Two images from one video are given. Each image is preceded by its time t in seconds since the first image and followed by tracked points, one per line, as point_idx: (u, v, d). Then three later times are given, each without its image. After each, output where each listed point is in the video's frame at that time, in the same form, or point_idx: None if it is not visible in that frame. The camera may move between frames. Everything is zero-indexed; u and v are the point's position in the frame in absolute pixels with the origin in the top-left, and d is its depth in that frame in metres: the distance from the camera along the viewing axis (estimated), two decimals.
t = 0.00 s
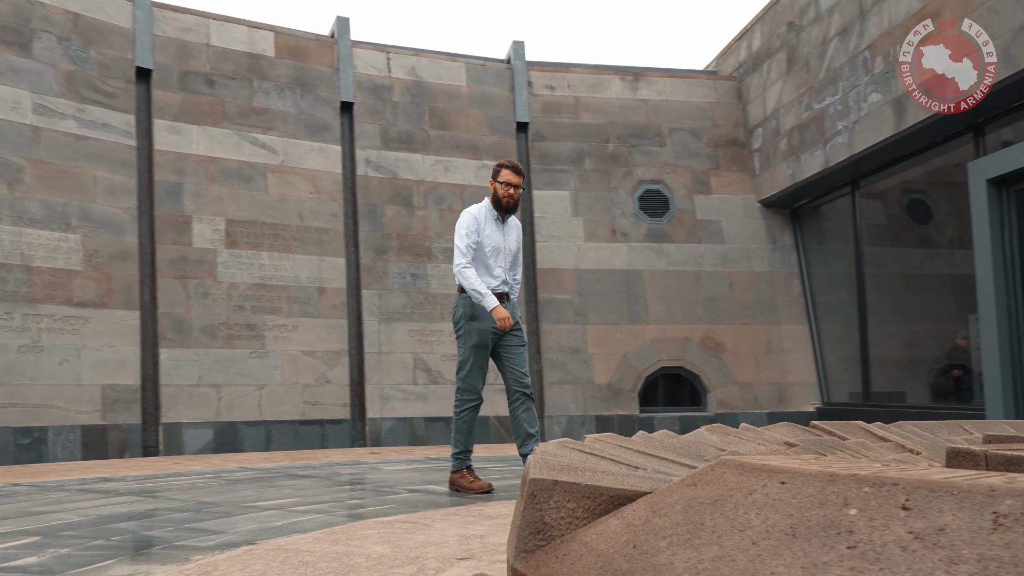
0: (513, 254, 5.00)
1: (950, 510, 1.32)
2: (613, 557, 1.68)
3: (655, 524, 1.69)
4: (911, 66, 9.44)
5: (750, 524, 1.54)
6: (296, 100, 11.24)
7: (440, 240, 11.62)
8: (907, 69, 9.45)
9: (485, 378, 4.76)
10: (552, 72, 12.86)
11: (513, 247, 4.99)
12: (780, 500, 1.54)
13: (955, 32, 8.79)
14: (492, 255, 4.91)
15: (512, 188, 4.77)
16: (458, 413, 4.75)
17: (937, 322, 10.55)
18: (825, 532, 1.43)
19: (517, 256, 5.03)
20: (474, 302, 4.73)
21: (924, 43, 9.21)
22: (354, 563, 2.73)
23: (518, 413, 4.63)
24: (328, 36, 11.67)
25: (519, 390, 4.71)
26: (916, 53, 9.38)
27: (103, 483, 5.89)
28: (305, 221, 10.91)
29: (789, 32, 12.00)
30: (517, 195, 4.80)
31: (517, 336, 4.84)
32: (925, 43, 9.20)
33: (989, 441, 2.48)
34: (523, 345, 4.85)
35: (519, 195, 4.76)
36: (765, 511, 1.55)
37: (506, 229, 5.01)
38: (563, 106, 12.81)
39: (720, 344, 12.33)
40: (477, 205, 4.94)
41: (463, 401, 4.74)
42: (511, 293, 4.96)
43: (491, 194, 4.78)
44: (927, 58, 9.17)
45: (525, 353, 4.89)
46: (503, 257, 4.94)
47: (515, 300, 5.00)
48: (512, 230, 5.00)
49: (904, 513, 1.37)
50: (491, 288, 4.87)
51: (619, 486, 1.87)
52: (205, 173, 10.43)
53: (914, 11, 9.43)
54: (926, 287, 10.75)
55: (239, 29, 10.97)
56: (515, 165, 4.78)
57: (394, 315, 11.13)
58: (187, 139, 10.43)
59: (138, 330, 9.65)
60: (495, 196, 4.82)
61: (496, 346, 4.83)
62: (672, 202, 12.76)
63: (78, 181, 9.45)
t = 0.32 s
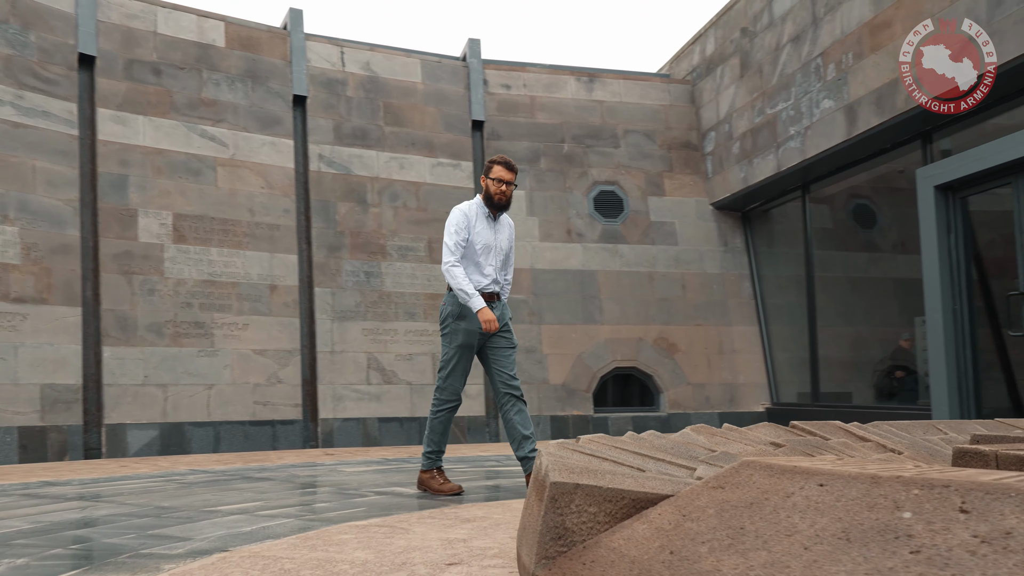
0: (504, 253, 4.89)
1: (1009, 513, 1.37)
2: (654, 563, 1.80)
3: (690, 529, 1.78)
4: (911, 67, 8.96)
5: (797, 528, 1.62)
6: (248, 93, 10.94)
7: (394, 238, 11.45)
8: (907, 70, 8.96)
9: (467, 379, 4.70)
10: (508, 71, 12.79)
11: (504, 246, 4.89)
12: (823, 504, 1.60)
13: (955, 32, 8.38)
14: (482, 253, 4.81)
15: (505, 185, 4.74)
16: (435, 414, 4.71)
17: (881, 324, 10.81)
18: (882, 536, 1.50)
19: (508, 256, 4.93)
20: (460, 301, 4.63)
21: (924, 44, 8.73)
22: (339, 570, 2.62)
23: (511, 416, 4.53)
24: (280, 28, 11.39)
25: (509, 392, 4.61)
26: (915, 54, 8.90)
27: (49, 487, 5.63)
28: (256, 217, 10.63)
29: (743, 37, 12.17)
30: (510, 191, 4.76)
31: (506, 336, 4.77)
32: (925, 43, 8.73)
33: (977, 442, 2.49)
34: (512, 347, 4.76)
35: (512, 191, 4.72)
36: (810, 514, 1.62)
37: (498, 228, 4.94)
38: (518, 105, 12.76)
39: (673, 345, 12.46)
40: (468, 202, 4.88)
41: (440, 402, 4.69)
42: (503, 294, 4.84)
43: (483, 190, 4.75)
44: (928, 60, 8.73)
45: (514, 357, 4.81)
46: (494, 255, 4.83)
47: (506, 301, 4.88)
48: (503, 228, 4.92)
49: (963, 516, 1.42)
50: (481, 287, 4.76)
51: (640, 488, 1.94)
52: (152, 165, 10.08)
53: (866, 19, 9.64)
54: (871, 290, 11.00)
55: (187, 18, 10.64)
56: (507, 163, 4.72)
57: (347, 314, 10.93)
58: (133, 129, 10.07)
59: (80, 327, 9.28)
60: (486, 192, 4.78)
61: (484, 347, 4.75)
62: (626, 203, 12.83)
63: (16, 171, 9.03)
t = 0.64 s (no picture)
0: (506, 250, 4.79)
1: None
2: (695, 572, 1.69)
3: (731, 535, 1.68)
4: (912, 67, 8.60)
5: (850, 533, 1.51)
6: (201, 84, 10.63)
7: (352, 236, 11.25)
8: (907, 70, 8.60)
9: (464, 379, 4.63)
10: (467, 69, 12.68)
11: (506, 243, 4.78)
12: (875, 508, 1.50)
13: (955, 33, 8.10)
14: (484, 248, 4.70)
15: (510, 179, 4.71)
16: (426, 412, 4.61)
17: (833, 326, 11.04)
18: (945, 541, 1.41)
19: (510, 252, 4.83)
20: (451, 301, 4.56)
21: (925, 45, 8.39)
22: None
23: (506, 417, 4.59)
24: (236, 19, 11.10)
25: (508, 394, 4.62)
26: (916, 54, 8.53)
27: None
28: (209, 212, 10.33)
29: (702, 41, 12.29)
30: (513, 186, 4.74)
31: (508, 336, 4.73)
32: (926, 43, 8.39)
33: (972, 443, 2.47)
34: (514, 346, 4.74)
35: (516, 186, 4.69)
36: (862, 519, 1.52)
37: (501, 224, 4.85)
38: (478, 103, 12.66)
39: (631, 346, 12.51)
40: (471, 197, 4.80)
41: (434, 401, 4.59)
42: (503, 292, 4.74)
43: (488, 186, 4.73)
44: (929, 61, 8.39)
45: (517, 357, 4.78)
46: (495, 251, 4.72)
47: (507, 300, 4.79)
48: (506, 225, 4.83)
49: None
50: (480, 284, 4.65)
51: (668, 492, 1.85)
52: (100, 157, 9.73)
53: (824, 26, 9.81)
54: (822, 292, 11.22)
55: (138, 6, 10.29)
56: (512, 157, 4.72)
57: (303, 312, 10.71)
58: (80, 119, 9.70)
59: (23, 325, 8.91)
60: (491, 188, 4.74)
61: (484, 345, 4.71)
62: (585, 203, 12.84)
63: None
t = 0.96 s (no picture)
0: (511, 244, 4.76)
1: None
2: None
3: (785, 541, 1.64)
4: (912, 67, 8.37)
5: (917, 539, 1.49)
6: (161, 76, 10.33)
7: (316, 233, 11.05)
8: (907, 71, 8.36)
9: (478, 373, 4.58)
10: (433, 66, 12.55)
11: (511, 237, 4.77)
12: (940, 513, 1.48)
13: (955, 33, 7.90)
14: (489, 241, 4.65)
15: (519, 171, 4.65)
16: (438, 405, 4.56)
17: (794, 327, 11.18)
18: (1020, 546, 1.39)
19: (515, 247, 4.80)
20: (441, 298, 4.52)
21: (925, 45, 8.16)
22: None
23: (496, 418, 4.59)
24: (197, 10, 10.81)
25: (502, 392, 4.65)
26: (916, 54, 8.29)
27: None
28: (169, 208, 10.04)
29: (668, 44, 12.36)
30: (521, 178, 4.68)
31: (508, 335, 4.72)
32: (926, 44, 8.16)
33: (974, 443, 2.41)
34: (512, 345, 4.73)
35: (526, 178, 4.64)
36: (927, 524, 1.49)
37: (508, 217, 4.81)
38: (444, 101, 12.53)
39: (597, 346, 12.51)
40: (477, 189, 4.75)
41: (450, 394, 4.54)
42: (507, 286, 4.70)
43: (496, 178, 4.67)
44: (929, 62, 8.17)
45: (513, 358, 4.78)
46: (500, 245, 4.69)
47: (508, 296, 4.75)
48: (513, 218, 4.80)
49: None
50: (484, 278, 4.60)
51: (707, 496, 1.81)
52: (55, 148, 9.39)
53: (791, 31, 9.93)
54: (785, 294, 11.36)
55: None
56: (520, 149, 4.66)
57: (266, 311, 10.48)
58: (33, 109, 9.34)
59: None
60: (499, 180, 4.68)
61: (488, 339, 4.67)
62: (551, 203, 12.80)
63: None
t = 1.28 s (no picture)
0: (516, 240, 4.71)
1: None
2: None
3: (845, 549, 1.60)
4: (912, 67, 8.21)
5: (992, 547, 1.45)
6: (123, 67, 10.04)
7: (283, 231, 10.84)
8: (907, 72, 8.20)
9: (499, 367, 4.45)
10: (403, 63, 12.40)
11: (516, 232, 4.71)
12: (1010, 520, 1.44)
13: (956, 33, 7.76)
14: (494, 236, 4.60)
15: (525, 167, 4.62)
16: (462, 407, 4.41)
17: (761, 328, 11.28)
18: None
19: (520, 243, 4.75)
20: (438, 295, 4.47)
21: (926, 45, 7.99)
22: None
23: (491, 421, 4.52)
24: None
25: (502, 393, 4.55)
26: (916, 53, 8.14)
27: None
28: (131, 202, 9.75)
29: (639, 45, 12.38)
30: (529, 173, 4.67)
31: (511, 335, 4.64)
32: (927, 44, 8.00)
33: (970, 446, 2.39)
34: (513, 346, 4.66)
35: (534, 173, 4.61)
36: (998, 532, 1.45)
37: (513, 213, 4.77)
38: (414, 98, 12.38)
39: (567, 346, 12.48)
40: (481, 183, 4.70)
41: (474, 393, 4.39)
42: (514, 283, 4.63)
43: (504, 174, 4.64)
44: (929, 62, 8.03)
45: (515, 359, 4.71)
46: (506, 241, 4.64)
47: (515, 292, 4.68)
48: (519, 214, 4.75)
49: None
50: (491, 274, 4.53)
51: (753, 503, 1.78)
52: (12, 140, 9.06)
53: (763, 34, 10.01)
54: (752, 295, 11.44)
55: None
56: (526, 144, 4.63)
57: (232, 309, 10.24)
58: None
59: None
60: (506, 175, 4.65)
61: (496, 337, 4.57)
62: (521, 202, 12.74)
63: None
